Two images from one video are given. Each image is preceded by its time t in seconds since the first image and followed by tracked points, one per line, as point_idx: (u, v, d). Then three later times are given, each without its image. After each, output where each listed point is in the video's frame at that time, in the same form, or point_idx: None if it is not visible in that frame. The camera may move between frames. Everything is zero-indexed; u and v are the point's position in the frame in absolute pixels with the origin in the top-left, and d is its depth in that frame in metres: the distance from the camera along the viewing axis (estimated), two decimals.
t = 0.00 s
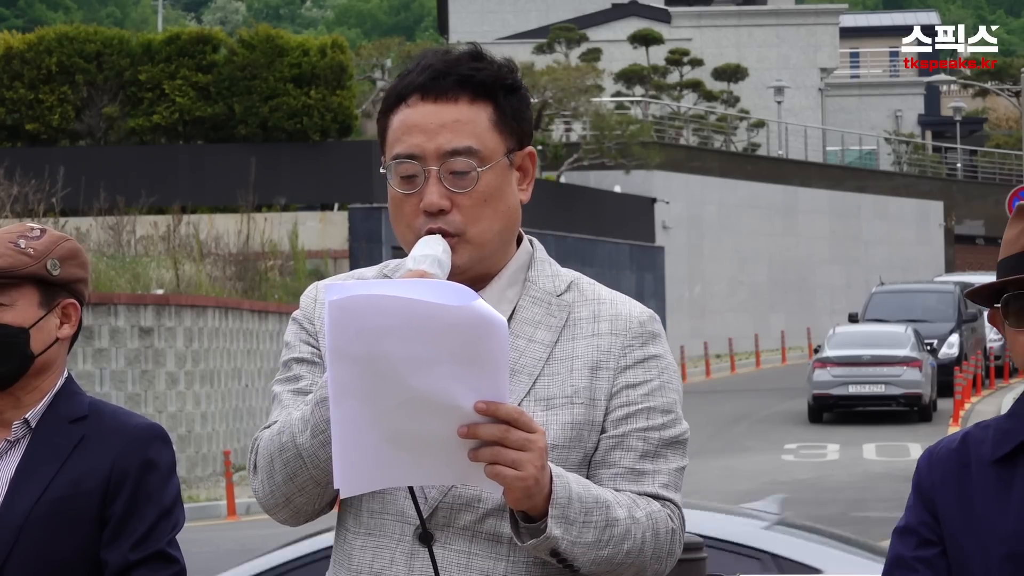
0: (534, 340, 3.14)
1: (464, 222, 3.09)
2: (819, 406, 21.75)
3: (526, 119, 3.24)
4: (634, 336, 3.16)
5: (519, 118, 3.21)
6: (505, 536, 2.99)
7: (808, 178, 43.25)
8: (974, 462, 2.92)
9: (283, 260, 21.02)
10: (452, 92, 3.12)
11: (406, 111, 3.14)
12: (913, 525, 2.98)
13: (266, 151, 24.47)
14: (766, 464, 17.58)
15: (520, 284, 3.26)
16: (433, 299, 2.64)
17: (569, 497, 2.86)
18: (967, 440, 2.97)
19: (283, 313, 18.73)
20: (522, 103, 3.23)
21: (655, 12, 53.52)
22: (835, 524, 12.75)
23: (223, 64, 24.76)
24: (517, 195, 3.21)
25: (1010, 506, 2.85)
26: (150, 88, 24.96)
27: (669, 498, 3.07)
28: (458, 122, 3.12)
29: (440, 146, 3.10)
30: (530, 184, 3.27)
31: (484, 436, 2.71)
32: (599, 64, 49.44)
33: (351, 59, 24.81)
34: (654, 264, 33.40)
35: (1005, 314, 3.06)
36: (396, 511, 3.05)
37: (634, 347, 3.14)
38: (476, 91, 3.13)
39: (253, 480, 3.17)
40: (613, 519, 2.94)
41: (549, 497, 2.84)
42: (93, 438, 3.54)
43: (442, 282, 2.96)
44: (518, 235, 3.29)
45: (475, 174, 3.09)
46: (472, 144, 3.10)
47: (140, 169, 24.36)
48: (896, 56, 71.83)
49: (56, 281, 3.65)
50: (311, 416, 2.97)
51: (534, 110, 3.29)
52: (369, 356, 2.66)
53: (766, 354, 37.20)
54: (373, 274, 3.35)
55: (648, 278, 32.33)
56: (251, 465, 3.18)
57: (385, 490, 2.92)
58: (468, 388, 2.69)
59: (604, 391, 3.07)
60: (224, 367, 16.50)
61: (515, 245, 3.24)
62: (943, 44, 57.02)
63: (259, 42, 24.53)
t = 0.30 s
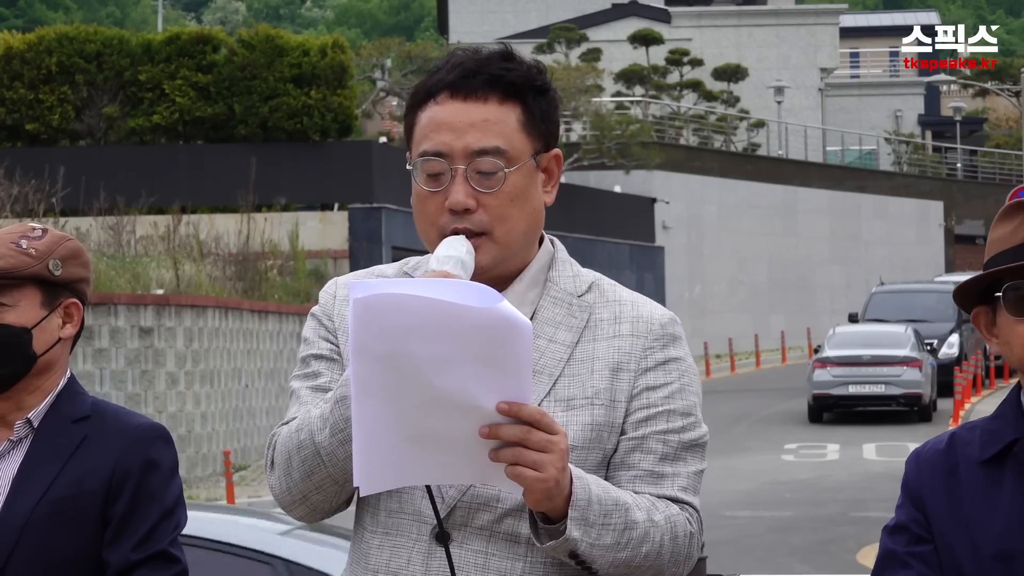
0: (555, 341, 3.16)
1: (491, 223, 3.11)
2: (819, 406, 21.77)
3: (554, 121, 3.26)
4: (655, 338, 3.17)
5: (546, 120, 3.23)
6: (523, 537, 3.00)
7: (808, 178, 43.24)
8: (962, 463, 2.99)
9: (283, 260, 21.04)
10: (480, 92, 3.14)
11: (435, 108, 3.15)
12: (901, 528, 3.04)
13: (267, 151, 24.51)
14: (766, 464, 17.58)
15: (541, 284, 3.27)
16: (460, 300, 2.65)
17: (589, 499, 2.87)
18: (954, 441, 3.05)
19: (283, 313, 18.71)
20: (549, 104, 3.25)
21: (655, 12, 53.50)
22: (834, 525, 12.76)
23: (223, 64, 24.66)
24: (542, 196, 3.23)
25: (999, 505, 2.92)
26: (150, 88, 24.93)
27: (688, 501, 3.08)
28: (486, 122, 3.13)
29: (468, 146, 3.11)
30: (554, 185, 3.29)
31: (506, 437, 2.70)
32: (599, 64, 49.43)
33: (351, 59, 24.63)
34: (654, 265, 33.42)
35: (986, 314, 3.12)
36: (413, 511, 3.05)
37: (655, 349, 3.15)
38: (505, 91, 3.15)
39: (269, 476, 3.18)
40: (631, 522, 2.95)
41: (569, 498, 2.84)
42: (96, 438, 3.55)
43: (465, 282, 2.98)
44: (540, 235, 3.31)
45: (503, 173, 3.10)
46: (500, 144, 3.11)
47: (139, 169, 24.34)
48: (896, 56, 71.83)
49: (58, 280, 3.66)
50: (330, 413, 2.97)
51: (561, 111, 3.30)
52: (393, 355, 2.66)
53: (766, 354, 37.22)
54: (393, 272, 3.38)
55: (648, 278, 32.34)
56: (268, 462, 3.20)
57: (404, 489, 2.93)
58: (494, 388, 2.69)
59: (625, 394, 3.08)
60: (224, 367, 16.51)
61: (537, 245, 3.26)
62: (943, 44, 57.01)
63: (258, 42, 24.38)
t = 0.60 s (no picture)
0: (575, 343, 3.19)
1: (511, 222, 3.16)
2: (819, 406, 21.79)
3: (579, 122, 3.31)
4: (675, 340, 3.20)
5: (570, 121, 3.29)
6: (542, 537, 3.04)
7: (808, 178, 43.27)
8: (948, 464, 3.19)
9: (283, 260, 21.07)
10: (505, 92, 3.19)
11: (459, 106, 3.20)
12: (890, 535, 3.25)
13: (267, 151, 24.50)
14: (767, 464, 17.58)
15: (560, 284, 3.32)
16: (478, 299, 2.69)
17: (606, 499, 2.90)
18: (939, 443, 3.25)
19: (283, 313, 18.69)
20: (574, 106, 3.30)
21: (655, 11, 53.46)
22: (835, 525, 12.76)
23: (223, 64, 24.64)
24: (563, 197, 3.28)
25: (991, 510, 3.10)
26: (150, 88, 24.95)
27: (705, 503, 3.13)
28: (510, 122, 3.18)
29: (491, 145, 3.16)
30: (577, 187, 3.35)
31: (522, 436, 2.74)
32: (599, 64, 49.40)
33: (351, 59, 24.69)
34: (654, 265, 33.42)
35: (981, 311, 3.26)
36: (432, 511, 3.11)
37: (675, 351, 3.18)
38: (530, 91, 3.20)
39: (287, 474, 3.20)
40: (647, 523, 2.99)
41: (586, 498, 2.87)
42: (97, 439, 3.65)
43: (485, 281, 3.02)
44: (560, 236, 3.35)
45: (525, 174, 3.16)
46: (523, 145, 3.17)
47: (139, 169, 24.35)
48: (897, 56, 71.81)
49: (62, 280, 3.77)
50: (348, 411, 2.99)
51: (584, 114, 3.35)
52: (412, 353, 2.71)
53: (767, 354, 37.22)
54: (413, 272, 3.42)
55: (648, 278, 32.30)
56: (286, 459, 3.22)
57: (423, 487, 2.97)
58: (512, 387, 2.72)
59: (644, 395, 3.12)
60: (224, 367, 16.51)
61: (558, 246, 3.31)
62: (943, 44, 57.01)
63: (258, 42, 24.41)
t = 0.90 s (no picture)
0: (584, 343, 3.20)
1: (519, 220, 3.16)
2: (819, 406, 21.80)
3: (587, 121, 3.31)
4: (685, 339, 3.20)
5: (579, 120, 3.28)
6: (551, 538, 3.04)
7: (808, 178, 43.28)
8: (932, 465, 3.20)
9: (283, 260, 21.14)
10: (510, 91, 3.19)
11: (466, 107, 3.21)
12: (875, 542, 3.26)
13: (266, 151, 24.49)
14: (767, 464, 17.58)
15: (572, 285, 3.32)
16: (486, 295, 2.69)
17: (614, 500, 2.90)
18: (924, 445, 3.26)
19: (283, 313, 18.68)
20: (582, 104, 3.30)
21: (655, 12, 53.45)
22: (835, 525, 12.76)
23: (223, 64, 24.63)
24: (572, 196, 3.28)
25: (975, 511, 3.12)
26: (150, 88, 24.96)
27: (716, 504, 3.13)
28: (516, 121, 3.18)
29: (497, 144, 3.16)
30: (586, 187, 3.35)
31: (530, 436, 2.74)
32: (600, 65, 49.42)
33: (350, 59, 24.73)
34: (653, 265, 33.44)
35: (962, 310, 3.30)
36: (442, 511, 3.12)
37: (685, 351, 3.18)
38: (536, 90, 3.20)
39: (298, 476, 3.20)
40: (657, 523, 2.99)
41: (594, 497, 2.88)
42: (99, 438, 3.66)
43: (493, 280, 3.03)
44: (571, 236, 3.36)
45: (532, 172, 3.16)
46: (529, 143, 3.17)
47: (139, 169, 24.35)
48: (896, 57, 71.80)
49: (64, 280, 3.78)
50: (357, 411, 2.99)
51: (593, 113, 3.35)
52: (417, 351, 2.71)
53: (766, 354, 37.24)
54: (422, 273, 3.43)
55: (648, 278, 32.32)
56: (298, 461, 3.21)
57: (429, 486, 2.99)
58: (517, 384, 2.72)
59: (654, 395, 3.12)
60: (224, 367, 16.50)
61: (567, 245, 3.31)
62: (943, 45, 57.00)
63: (258, 42, 24.38)
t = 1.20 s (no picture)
0: (583, 343, 3.20)
1: (517, 222, 3.16)
2: (819, 406, 21.82)
3: (586, 122, 3.31)
4: (684, 341, 3.20)
5: (578, 119, 3.29)
6: (549, 539, 3.04)
7: (808, 178, 43.30)
8: (913, 467, 3.20)
9: (283, 260, 21.15)
10: (508, 92, 3.19)
11: (464, 108, 3.21)
12: (861, 541, 3.25)
13: (267, 151, 24.50)
14: (767, 464, 17.59)
15: (571, 284, 3.33)
16: (482, 296, 2.69)
17: (610, 500, 2.89)
18: (905, 445, 3.26)
19: (283, 313, 18.69)
20: (582, 105, 3.30)
21: (655, 12, 53.44)
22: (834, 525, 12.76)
23: (223, 64, 24.65)
24: (572, 197, 3.28)
25: (957, 512, 3.12)
26: (150, 88, 24.96)
27: (714, 504, 3.12)
28: (514, 121, 3.18)
29: (494, 145, 3.16)
30: (586, 187, 3.35)
31: (524, 437, 2.74)
32: (600, 65, 49.44)
33: (350, 60, 24.75)
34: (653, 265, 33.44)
35: (938, 313, 3.31)
36: (441, 512, 3.12)
37: (683, 352, 3.18)
38: (535, 91, 3.20)
39: (298, 476, 3.20)
40: (653, 525, 2.97)
41: (590, 498, 2.86)
42: (103, 440, 3.67)
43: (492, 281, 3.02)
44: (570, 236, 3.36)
45: (529, 173, 3.16)
46: (527, 143, 3.17)
47: (139, 169, 24.33)
48: (896, 56, 71.79)
49: (70, 280, 3.78)
50: (356, 413, 2.99)
51: (593, 114, 3.35)
52: (413, 351, 2.71)
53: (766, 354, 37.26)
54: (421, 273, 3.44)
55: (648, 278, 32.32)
56: (298, 463, 3.21)
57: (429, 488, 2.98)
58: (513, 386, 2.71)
59: (652, 396, 3.12)
60: (224, 367, 16.50)
61: (567, 247, 3.31)
62: (943, 45, 57.01)
63: (258, 42, 24.42)
